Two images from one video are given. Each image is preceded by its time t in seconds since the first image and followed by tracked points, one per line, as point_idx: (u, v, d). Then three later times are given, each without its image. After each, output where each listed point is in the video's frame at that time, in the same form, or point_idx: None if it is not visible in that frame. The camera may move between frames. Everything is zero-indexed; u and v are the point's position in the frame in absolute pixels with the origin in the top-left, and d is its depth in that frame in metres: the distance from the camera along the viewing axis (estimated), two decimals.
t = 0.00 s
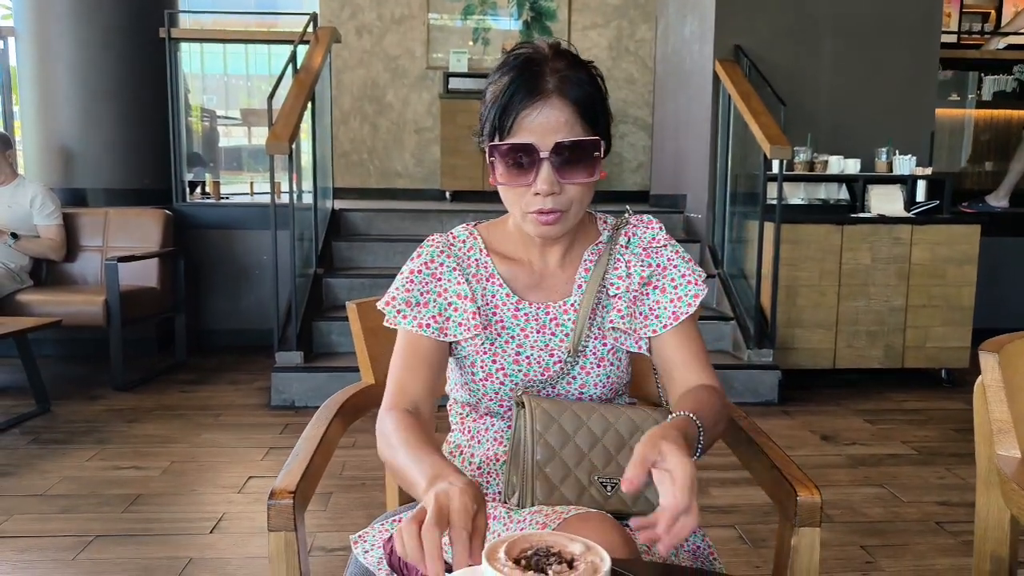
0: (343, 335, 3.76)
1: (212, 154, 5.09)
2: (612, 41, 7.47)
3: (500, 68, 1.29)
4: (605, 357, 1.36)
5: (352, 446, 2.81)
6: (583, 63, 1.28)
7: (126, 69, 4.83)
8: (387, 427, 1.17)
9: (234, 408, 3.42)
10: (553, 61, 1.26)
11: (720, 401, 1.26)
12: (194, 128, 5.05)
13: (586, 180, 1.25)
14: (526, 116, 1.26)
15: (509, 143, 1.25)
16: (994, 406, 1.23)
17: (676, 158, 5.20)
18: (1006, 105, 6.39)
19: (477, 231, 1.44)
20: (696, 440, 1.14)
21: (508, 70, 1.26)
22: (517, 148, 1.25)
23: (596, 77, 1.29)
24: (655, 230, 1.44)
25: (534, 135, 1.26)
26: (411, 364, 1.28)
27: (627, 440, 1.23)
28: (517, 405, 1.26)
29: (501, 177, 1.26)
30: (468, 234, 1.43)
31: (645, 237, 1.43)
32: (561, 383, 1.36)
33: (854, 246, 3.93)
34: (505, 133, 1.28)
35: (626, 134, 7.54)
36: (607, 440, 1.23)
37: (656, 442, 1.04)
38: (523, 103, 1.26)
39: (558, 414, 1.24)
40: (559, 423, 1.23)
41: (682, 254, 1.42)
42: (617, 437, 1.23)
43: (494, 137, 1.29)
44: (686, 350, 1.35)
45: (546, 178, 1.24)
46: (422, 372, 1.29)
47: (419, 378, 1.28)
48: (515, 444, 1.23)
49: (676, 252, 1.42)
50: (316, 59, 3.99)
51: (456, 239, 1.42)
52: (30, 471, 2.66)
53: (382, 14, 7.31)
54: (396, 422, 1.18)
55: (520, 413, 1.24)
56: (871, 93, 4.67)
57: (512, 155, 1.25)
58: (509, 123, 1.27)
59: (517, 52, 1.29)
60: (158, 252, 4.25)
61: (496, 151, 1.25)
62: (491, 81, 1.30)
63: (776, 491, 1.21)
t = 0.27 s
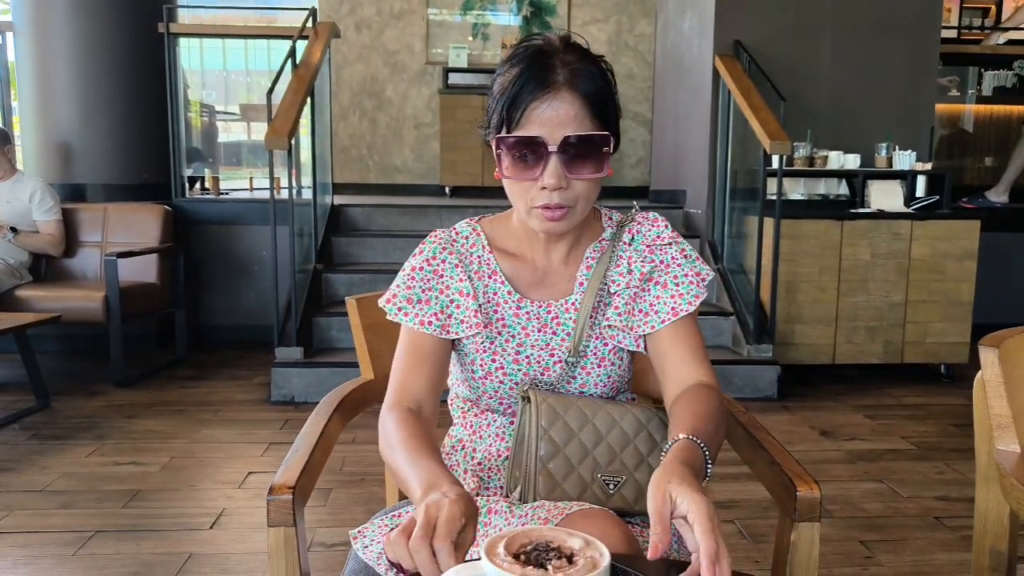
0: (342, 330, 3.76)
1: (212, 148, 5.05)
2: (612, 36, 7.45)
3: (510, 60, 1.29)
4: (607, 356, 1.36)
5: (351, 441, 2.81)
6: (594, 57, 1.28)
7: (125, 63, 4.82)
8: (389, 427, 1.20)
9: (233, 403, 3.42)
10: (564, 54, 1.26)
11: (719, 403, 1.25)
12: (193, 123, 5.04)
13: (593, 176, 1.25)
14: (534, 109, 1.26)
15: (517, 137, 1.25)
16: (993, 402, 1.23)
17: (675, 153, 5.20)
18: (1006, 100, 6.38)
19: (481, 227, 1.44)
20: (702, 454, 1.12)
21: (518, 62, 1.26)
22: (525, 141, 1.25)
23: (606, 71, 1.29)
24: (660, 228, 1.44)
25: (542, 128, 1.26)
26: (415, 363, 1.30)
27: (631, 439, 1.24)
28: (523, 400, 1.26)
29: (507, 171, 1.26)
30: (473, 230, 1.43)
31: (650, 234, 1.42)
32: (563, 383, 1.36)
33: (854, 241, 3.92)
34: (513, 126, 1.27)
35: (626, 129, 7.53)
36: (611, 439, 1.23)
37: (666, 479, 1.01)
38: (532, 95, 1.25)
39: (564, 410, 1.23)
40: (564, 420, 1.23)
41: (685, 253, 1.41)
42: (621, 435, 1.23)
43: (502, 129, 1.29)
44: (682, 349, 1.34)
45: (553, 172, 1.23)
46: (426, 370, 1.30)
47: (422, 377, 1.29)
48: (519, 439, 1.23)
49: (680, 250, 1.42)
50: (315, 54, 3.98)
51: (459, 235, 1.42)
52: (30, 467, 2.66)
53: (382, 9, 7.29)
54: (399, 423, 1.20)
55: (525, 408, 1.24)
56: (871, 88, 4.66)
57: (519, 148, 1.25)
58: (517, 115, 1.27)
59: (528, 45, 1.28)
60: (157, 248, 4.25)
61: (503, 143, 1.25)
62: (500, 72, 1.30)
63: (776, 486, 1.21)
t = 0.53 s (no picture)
0: (341, 331, 3.76)
1: (212, 149, 5.05)
2: (611, 35, 7.45)
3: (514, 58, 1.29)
4: (605, 360, 1.36)
5: (350, 442, 2.81)
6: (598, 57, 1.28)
7: (124, 63, 4.82)
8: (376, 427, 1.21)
9: (232, 403, 3.42)
10: (568, 54, 1.26)
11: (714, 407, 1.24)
12: (192, 123, 5.03)
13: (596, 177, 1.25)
14: (536, 108, 1.26)
15: (519, 137, 1.25)
16: (992, 404, 1.23)
17: (675, 153, 5.19)
18: (1006, 100, 6.38)
19: (481, 228, 1.44)
20: (693, 462, 1.13)
21: (522, 61, 1.26)
22: (527, 141, 1.25)
23: (610, 72, 1.28)
24: (661, 232, 1.43)
25: (544, 127, 1.25)
26: (405, 364, 1.31)
27: (630, 442, 1.23)
28: (521, 402, 1.26)
29: (508, 170, 1.26)
30: (472, 232, 1.43)
31: (650, 239, 1.42)
32: (561, 387, 1.36)
33: (853, 241, 3.92)
34: (515, 125, 1.27)
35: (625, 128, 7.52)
36: (610, 441, 1.23)
37: (654, 490, 1.01)
38: (535, 94, 1.25)
39: (563, 413, 1.23)
40: (563, 423, 1.22)
41: (686, 258, 1.40)
42: (621, 439, 1.23)
43: (504, 127, 1.29)
44: (679, 350, 1.33)
45: (554, 173, 1.23)
46: (416, 373, 1.31)
47: (412, 379, 1.30)
48: (517, 441, 1.23)
49: (681, 255, 1.41)
50: (314, 54, 3.98)
51: (459, 237, 1.42)
52: (29, 467, 2.66)
53: (381, 8, 7.28)
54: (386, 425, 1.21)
55: (524, 411, 1.24)
56: (870, 88, 4.66)
57: (521, 147, 1.25)
58: (519, 114, 1.27)
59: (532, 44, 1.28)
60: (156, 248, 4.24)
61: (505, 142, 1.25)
62: (503, 71, 1.30)
63: (774, 489, 1.21)
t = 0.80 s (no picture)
0: (339, 332, 3.75)
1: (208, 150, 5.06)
2: (609, 36, 7.45)
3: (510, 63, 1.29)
4: (600, 366, 1.36)
5: (348, 444, 2.80)
6: (594, 63, 1.28)
7: (121, 64, 4.80)
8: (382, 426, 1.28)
9: (230, 405, 3.42)
10: (564, 58, 1.26)
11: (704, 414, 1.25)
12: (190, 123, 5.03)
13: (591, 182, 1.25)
14: (532, 112, 1.26)
15: (514, 140, 1.25)
16: (990, 407, 1.23)
17: (673, 154, 5.19)
18: (1003, 100, 6.39)
19: (476, 231, 1.45)
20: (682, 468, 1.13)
21: (518, 66, 1.25)
22: (522, 145, 1.24)
23: (606, 77, 1.28)
24: (658, 238, 1.42)
25: (540, 132, 1.25)
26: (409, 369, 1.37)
27: (627, 447, 1.24)
28: (518, 407, 1.26)
29: (503, 175, 1.26)
30: (467, 236, 1.43)
31: (646, 245, 1.41)
32: (556, 392, 1.36)
33: (851, 241, 3.92)
34: (510, 129, 1.27)
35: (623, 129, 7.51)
36: (607, 447, 1.23)
37: (633, 494, 1.01)
38: (531, 99, 1.25)
39: (560, 418, 1.24)
40: (559, 428, 1.23)
41: (683, 264, 1.39)
42: (618, 444, 1.23)
43: (499, 132, 1.29)
44: (673, 355, 1.33)
45: (548, 177, 1.23)
46: (419, 378, 1.37)
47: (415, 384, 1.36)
48: (515, 446, 1.23)
49: (678, 261, 1.40)
50: (312, 55, 3.97)
51: (454, 241, 1.43)
52: (26, 470, 2.65)
53: (379, 9, 7.27)
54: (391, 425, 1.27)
55: (521, 416, 1.24)
56: (868, 88, 4.66)
57: (515, 151, 1.24)
58: (514, 118, 1.26)
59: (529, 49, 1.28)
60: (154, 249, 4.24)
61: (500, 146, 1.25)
62: (499, 75, 1.29)
63: (772, 493, 1.22)
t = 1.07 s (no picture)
0: (339, 326, 3.75)
1: (207, 143, 5.01)
2: (608, 28, 7.43)
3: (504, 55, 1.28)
4: (600, 357, 1.35)
5: (349, 437, 2.80)
6: (588, 54, 1.27)
7: (119, 58, 4.78)
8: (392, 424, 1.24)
9: (230, 399, 3.41)
10: (558, 50, 1.25)
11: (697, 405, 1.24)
12: (188, 118, 4.99)
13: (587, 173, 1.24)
14: (527, 104, 1.25)
15: (509, 133, 1.24)
16: (993, 396, 1.23)
17: (672, 146, 5.18)
18: (1002, 91, 6.38)
19: (473, 224, 1.45)
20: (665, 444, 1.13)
21: (512, 58, 1.25)
22: (518, 137, 1.24)
23: (601, 67, 1.27)
24: (656, 229, 1.42)
25: (534, 124, 1.24)
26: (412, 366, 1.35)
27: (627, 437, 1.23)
28: (517, 398, 1.26)
29: (499, 167, 1.26)
30: (464, 228, 1.43)
31: (645, 235, 1.41)
32: (556, 384, 1.35)
33: (851, 232, 3.92)
34: (505, 121, 1.27)
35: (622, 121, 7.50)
36: (607, 437, 1.23)
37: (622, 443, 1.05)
38: (525, 91, 1.24)
39: (559, 409, 1.24)
40: (558, 419, 1.23)
41: (681, 254, 1.40)
42: (618, 434, 1.23)
43: (494, 124, 1.28)
44: (671, 349, 1.33)
45: (544, 169, 1.22)
46: (425, 374, 1.35)
47: (421, 380, 1.35)
48: (515, 438, 1.23)
49: (677, 252, 1.40)
50: (310, 48, 3.96)
51: (451, 234, 1.43)
52: (26, 465, 2.65)
53: (377, 2, 7.25)
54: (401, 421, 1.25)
55: (520, 407, 1.24)
56: (867, 80, 4.65)
57: (510, 144, 1.24)
58: (509, 110, 1.26)
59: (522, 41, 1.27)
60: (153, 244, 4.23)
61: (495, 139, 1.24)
62: (493, 67, 1.29)
63: (774, 483, 1.22)
